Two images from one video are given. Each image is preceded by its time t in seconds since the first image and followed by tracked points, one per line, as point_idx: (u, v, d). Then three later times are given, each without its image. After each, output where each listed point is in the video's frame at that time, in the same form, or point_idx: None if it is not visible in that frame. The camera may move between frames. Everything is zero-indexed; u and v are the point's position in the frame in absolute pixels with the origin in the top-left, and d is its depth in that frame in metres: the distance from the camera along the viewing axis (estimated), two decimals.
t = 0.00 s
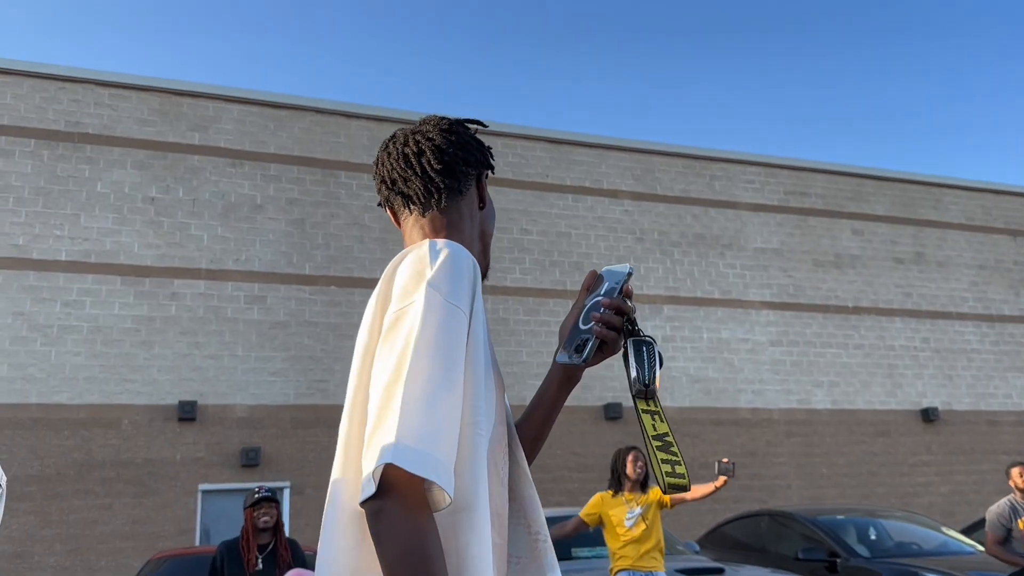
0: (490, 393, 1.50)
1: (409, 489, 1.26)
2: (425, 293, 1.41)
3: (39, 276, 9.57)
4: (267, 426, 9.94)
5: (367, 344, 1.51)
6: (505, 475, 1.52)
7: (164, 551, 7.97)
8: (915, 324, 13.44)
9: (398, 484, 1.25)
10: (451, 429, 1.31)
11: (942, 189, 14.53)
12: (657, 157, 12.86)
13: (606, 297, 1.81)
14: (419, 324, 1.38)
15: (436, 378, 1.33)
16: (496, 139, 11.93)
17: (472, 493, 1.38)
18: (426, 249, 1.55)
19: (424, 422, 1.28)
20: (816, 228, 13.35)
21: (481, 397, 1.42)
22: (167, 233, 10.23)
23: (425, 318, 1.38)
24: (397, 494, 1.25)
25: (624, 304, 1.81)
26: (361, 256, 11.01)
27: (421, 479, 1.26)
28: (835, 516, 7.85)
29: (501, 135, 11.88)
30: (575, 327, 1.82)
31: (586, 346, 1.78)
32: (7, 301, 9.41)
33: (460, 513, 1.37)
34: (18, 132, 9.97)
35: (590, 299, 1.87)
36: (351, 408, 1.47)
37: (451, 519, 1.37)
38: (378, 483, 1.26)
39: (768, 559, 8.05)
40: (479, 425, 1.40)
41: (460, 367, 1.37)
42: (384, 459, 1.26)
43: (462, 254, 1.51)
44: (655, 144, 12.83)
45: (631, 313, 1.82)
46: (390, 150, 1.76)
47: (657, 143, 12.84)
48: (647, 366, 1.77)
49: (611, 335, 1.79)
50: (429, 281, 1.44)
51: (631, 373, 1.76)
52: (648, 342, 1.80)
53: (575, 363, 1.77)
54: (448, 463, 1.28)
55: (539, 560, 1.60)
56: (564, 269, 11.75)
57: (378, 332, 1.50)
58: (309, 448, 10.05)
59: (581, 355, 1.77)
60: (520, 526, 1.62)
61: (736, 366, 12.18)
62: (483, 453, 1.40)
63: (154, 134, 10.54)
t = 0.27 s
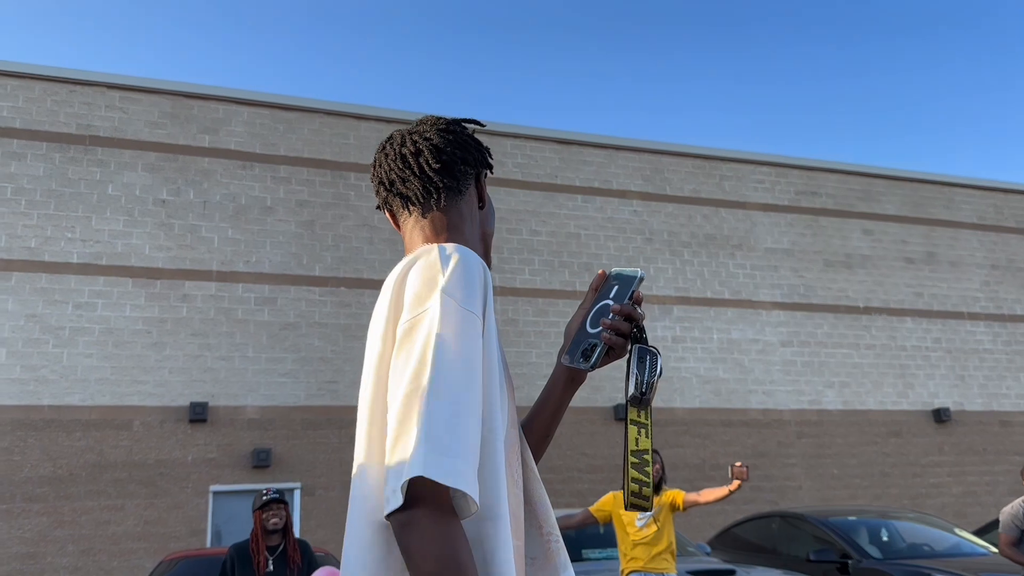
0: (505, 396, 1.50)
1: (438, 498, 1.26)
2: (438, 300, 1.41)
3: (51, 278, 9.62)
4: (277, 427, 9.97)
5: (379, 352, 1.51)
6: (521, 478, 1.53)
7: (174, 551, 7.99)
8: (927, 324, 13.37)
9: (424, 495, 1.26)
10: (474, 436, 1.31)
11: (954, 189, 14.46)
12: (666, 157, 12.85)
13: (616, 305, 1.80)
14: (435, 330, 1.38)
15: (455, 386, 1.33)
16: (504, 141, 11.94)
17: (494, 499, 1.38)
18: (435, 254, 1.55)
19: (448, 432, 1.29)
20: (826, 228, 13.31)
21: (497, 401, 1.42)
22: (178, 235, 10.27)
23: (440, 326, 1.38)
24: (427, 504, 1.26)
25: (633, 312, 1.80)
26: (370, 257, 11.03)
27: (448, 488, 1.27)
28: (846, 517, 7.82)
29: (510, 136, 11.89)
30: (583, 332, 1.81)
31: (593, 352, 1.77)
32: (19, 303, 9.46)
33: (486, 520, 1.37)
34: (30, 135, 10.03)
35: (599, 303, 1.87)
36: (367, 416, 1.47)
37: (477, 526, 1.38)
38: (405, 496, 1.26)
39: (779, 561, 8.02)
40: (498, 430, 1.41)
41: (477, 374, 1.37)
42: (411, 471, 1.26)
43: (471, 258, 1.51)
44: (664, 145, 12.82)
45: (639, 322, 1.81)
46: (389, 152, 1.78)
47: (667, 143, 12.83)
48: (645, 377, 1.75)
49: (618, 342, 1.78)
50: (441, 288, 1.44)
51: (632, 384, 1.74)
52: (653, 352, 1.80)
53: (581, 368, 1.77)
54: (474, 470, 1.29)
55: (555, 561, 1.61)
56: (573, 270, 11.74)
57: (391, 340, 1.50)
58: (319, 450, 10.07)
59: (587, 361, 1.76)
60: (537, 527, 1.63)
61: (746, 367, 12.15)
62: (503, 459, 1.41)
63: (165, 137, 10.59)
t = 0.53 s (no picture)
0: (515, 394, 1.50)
1: (457, 499, 1.25)
2: (447, 299, 1.41)
3: (63, 279, 9.66)
4: (288, 428, 9.99)
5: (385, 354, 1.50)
6: (534, 477, 1.53)
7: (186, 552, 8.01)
8: (939, 323, 13.29)
9: (444, 496, 1.25)
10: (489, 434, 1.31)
11: (965, 187, 14.39)
12: (675, 156, 12.83)
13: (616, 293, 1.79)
14: (445, 330, 1.37)
15: (468, 385, 1.32)
16: (513, 141, 11.95)
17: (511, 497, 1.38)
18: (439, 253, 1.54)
19: (463, 430, 1.28)
20: (837, 227, 13.25)
21: (508, 399, 1.42)
22: (189, 236, 10.30)
23: (449, 325, 1.37)
24: (446, 505, 1.25)
25: (634, 298, 1.79)
26: (379, 258, 11.05)
27: (467, 488, 1.26)
28: (858, 517, 7.78)
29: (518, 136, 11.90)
30: (587, 324, 1.82)
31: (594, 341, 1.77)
32: (31, 305, 9.50)
33: (505, 519, 1.37)
34: (41, 137, 10.07)
35: (600, 293, 1.87)
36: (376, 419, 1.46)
37: (496, 525, 1.37)
38: (424, 498, 1.25)
39: (791, 561, 7.98)
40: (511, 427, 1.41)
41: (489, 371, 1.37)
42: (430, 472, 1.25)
43: (476, 255, 1.50)
44: (674, 144, 12.80)
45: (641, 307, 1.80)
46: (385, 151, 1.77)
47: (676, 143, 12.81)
48: (651, 361, 1.75)
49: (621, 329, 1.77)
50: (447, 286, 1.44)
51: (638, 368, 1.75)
52: (657, 337, 1.77)
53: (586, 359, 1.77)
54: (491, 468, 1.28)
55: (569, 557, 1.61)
56: (583, 270, 11.73)
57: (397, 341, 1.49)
58: (329, 450, 10.08)
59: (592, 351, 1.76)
60: (551, 525, 1.62)
61: (757, 367, 12.11)
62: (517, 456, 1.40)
63: (175, 138, 10.62)
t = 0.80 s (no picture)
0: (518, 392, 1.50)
1: (468, 499, 1.25)
2: (446, 299, 1.41)
3: (73, 280, 9.69)
4: (297, 427, 10.01)
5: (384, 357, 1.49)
6: (542, 474, 1.52)
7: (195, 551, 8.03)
8: (949, 322, 13.22)
9: (455, 497, 1.24)
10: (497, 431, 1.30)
11: (975, 185, 14.32)
12: (683, 155, 12.80)
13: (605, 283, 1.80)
14: (446, 330, 1.37)
15: (472, 384, 1.32)
16: (521, 140, 11.94)
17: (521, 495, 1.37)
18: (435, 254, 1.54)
19: (471, 428, 1.27)
20: (846, 225, 13.20)
21: (513, 396, 1.42)
22: (198, 236, 10.33)
23: (450, 326, 1.37)
24: (457, 507, 1.24)
25: (626, 290, 1.79)
26: (387, 258, 11.06)
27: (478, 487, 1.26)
28: (868, 517, 7.74)
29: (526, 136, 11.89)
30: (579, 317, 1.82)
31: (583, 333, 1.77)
32: (41, 305, 9.53)
33: (516, 519, 1.36)
34: (51, 138, 10.11)
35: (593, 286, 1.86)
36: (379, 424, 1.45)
37: (508, 525, 1.37)
38: (434, 500, 1.24)
39: (801, 561, 7.95)
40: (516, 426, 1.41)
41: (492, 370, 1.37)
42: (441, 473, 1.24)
43: (473, 255, 1.50)
44: (682, 142, 12.77)
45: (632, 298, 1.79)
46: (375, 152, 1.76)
47: (684, 141, 12.78)
48: (640, 355, 1.77)
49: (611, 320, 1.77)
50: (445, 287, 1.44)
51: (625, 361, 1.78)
52: (646, 329, 1.78)
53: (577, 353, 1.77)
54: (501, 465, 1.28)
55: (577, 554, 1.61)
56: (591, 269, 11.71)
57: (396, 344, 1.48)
58: (338, 450, 10.09)
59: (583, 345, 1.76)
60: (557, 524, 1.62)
61: (766, 366, 12.08)
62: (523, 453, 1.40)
63: (184, 139, 10.65)
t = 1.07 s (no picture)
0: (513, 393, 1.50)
1: (468, 509, 1.25)
2: (438, 306, 1.40)
3: (82, 280, 9.73)
4: (304, 426, 10.03)
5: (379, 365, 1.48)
6: (540, 474, 1.53)
7: (205, 550, 8.04)
8: (958, 319, 13.17)
9: (455, 507, 1.24)
10: (493, 438, 1.30)
11: (983, 182, 14.27)
12: (690, 153, 12.79)
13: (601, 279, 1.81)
14: (438, 338, 1.36)
15: (468, 392, 1.32)
16: (528, 139, 11.95)
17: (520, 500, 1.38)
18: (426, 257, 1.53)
19: (467, 438, 1.27)
20: (854, 223, 13.16)
21: (508, 399, 1.42)
22: (206, 236, 10.36)
23: (444, 333, 1.36)
24: (458, 517, 1.24)
25: (622, 285, 1.80)
26: (394, 257, 11.08)
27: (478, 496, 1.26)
28: (877, 515, 7.72)
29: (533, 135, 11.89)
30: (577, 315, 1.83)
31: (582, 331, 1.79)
32: (50, 305, 9.56)
33: (518, 524, 1.36)
34: (60, 138, 10.14)
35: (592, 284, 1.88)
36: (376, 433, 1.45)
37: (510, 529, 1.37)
38: (434, 510, 1.24)
39: (809, 559, 7.93)
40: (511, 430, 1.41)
41: (486, 376, 1.36)
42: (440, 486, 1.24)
43: (465, 258, 1.50)
44: (689, 140, 12.76)
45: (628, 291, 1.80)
46: (375, 150, 1.78)
47: (691, 139, 12.77)
48: (633, 349, 1.71)
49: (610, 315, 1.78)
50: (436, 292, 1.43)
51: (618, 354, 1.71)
52: (643, 324, 1.74)
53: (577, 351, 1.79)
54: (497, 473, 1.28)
55: (581, 552, 1.61)
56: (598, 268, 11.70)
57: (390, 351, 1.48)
58: (346, 449, 10.11)
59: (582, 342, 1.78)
60: (558, 520, 1.63)
61: (774, 364, 12.06)
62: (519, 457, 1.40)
63: (191, 139, 10.67)
